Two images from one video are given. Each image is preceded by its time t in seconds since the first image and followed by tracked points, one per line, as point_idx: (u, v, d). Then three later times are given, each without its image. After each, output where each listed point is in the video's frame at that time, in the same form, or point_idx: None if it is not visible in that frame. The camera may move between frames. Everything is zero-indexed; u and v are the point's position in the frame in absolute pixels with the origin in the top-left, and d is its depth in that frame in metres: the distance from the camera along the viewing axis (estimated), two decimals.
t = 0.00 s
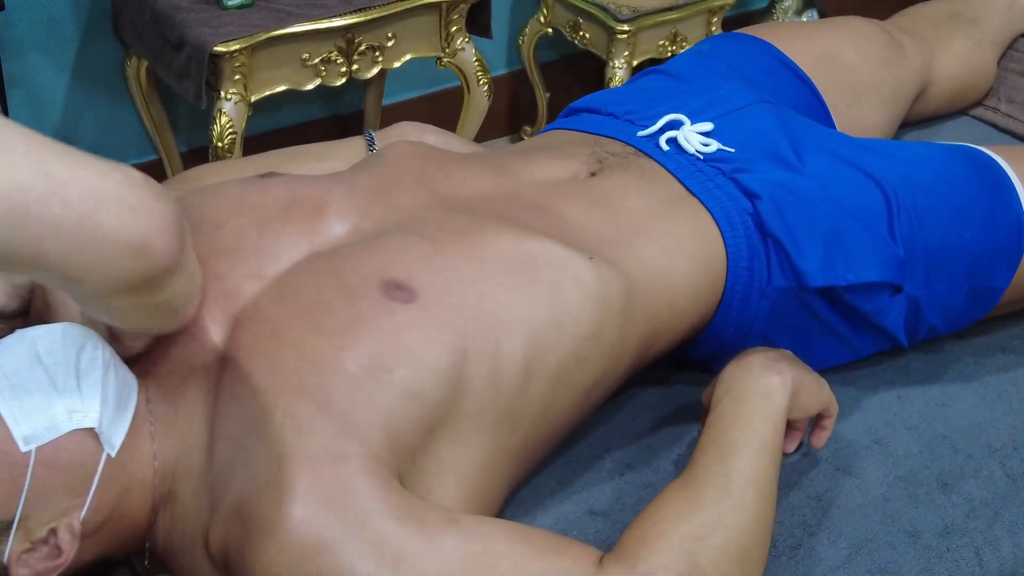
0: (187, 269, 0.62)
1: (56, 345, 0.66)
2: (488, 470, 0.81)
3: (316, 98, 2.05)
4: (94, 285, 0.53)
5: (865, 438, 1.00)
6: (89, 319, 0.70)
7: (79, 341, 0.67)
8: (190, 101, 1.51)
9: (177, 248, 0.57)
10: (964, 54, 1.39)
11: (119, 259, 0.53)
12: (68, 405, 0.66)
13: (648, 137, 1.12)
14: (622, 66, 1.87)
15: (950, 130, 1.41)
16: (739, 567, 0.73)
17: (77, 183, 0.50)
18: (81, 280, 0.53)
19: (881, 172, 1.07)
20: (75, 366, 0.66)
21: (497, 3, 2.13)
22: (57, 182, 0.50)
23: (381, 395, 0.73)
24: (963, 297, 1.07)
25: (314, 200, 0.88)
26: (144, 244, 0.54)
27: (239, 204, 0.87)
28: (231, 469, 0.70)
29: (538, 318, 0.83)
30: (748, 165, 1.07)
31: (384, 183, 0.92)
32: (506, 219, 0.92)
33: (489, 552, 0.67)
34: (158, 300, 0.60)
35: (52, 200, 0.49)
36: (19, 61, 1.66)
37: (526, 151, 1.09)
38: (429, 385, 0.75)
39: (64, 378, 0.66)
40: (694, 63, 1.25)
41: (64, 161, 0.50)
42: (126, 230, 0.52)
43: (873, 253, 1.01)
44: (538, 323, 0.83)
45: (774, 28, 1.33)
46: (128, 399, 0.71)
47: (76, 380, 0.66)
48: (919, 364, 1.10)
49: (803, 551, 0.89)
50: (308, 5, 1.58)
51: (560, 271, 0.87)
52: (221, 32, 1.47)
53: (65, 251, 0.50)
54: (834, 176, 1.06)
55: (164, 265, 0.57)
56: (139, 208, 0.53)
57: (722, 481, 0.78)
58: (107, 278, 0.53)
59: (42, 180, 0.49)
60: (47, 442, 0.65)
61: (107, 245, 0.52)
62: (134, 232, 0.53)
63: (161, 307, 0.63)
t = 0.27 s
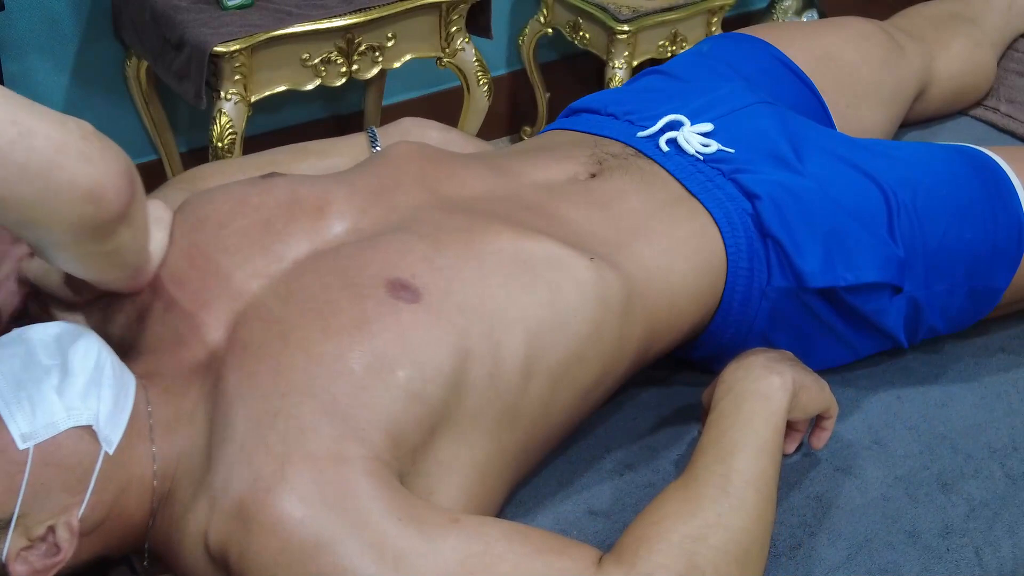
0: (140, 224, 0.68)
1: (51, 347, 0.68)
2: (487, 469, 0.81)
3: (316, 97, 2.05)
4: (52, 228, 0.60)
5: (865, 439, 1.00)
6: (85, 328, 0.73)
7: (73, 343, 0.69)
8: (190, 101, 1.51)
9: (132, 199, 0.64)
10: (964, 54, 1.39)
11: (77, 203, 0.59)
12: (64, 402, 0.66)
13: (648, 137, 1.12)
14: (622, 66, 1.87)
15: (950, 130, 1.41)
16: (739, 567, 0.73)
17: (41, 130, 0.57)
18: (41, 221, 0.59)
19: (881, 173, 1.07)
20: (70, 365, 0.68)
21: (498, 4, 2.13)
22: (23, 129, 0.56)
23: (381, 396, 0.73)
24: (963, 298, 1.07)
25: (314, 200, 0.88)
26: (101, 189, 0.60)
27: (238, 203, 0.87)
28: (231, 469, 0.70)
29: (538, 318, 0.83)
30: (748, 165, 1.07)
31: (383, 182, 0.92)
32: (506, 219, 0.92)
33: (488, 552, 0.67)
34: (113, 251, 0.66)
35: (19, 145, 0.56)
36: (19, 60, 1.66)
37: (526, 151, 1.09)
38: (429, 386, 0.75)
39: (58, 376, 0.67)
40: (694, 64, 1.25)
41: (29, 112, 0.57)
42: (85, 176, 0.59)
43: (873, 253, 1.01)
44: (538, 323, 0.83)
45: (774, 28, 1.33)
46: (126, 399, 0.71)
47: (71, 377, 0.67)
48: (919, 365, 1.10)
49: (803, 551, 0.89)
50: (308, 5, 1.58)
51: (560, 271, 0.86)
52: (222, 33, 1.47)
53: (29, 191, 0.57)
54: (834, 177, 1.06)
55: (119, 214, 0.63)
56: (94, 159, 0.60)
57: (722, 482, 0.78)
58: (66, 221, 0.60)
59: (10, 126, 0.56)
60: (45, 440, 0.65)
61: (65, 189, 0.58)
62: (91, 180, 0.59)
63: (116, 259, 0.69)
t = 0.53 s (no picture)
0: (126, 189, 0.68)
1: (53, 351, 0.68)
2: (488, 471, 0.81)
3: (316, 97, 2.05)
4: (41, 193, 0.60)
5: (865, 439, 1.00)
6: (88, 330, 0.72)
7: (75, 347, 0.69)
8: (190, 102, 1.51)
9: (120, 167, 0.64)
10: (964, 55, 1.39)
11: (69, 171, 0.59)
12: (66, 407, 0.66)
13: (648, 138, 1.12)
14: (622, 66, 1.87)
15: (950, 131, 1.41)
16: (741, 567, 0.73)
17: (38, 100, 0.56)
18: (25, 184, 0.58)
19: (881, 173, 1.07)
20: (72, 370, 0.67)
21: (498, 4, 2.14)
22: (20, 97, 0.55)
23: (383, 398, 0.73)
24: (963, 298, 1.07)
25: (316, 201, 0.87)
26: (91, 157, 0.60)
27: (240, 204, 0.87)
28: (233, 472, 0.70)
29: (539, 319, 0.84)
30: (749, 166, 1.07)
31: (384, 184, 0.92)
32: (508, 220, 0.92)
33: (490, 554, 0.67)
34: (93, 212, 0.66)
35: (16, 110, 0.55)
36: (19, 60, 1.66)
37: (526, 152, 1.09)
38: (431, 388, 0.75)
39: (58, 379, 0.66)
40: (694, 64, 1.25)
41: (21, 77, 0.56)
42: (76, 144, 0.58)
43: (873, 254, 1.01)
44: (540, 325, 0.83)
45: (775, 29, 1.33)
46: (129, 402, 0.70)
47: (73, 383, 0.67)
48: (919, 365, 1.10)
49: (803, 551, 0.89)
50: (308, 5, 1.58)
51: (561, 272, 0.87)
52: (222, 32, 1.47)
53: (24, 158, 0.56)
54: (834, 177, 1.06)
55: (106, 179, 0.63)
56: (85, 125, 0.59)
57: (723, 483, 0.78)
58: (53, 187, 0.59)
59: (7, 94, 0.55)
60: (46, 445, 0.65)
61: (61, 156, 0.58)
62: (82, 146, 0.59)
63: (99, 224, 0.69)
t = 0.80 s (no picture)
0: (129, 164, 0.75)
1: (56, 356, 0.67)
2: (488, 472, 0.81)
3: (316, 97, 2.05)
4: (46, 164, 0.66)
5: (865, 439, 1.00)
6: (92, 334, 0.71)
7: (79, 352, 0.68)
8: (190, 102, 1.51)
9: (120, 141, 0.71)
10: (964, 55, 1.39)
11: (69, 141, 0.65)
12: (67, 413, 0.66)
13: (647, 139, 1.12)
14: (622, 66, 1.87)
15: (950, 131, 1.41)
16: (742, 568, 0.73)
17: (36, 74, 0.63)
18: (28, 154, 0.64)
19: (881, 173, 1.07)
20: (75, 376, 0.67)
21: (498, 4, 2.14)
22: (20, 68, 0.62)
23: (384, 400, 0.73)
24: (963, 298, 1.07)
25: (317, 203, 0.88)
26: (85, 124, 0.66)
27: (240, 206, 0.87)
28: (234, 473, 0.70)
29: (540, 320, 0.84)
30: (748, 166, 1.07)
31: (384, 185, 0.92)
32: (508, 221, 0.92)
33: (491, 555, 0.67)
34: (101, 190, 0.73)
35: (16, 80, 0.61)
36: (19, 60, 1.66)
37: (526, 152, 1.09)
38: (432, 389, 0.75)
39: (60, 385, 0.66)
40: (694, 64, 1.25)
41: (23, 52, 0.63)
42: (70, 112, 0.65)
43: (872, 254, 1.01)
44: (540, 326, 0.83)
45: (775, 29, 1.33)
46: (129, 406, 0.71)
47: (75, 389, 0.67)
48: (919, 365, 1.10)
49: (803, 552, 0.89)
50: (308, 5, 1.58)
51: (562, 274, 0.87)
52: (222, 32, 1.47)
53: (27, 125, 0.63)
54: (834, 178, 1.06)
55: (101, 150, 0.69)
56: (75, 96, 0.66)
57: (723, 484, 0.78)
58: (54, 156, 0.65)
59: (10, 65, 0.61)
60: (46, 451, 0.65)
61: (57, 126, 0.64)
62: (76, 114, 0.65)
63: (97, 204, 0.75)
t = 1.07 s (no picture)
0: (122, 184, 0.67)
1: (54, 351, 0.67)
2: (488, 471, 0.81)
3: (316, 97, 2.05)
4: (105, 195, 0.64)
5: (865, 438, 1.00)
6: (88, 329, 0.71)
7: (77, 346, 0.68)
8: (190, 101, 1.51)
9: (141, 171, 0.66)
10: (965, 55, 1.39)
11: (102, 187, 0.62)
12: (66, 406, 0.66)
13: (648, 138, 1.12)
14: (622, 66, 1.87)
15: (951, 131, 1.41)
16: (740, 567, 0.73)
17: (101, 123, 0.60)
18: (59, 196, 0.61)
19: (881, 173, 1.07)
20: (73, 369, 0.67)
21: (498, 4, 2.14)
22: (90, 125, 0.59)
23: (384, 398, 0.73)
24: (964, 298, 1.07)
25: (317, 201, 0.87)
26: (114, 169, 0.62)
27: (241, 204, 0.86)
28: (234, 471, 0.70)
29: (541, 319, 0.83)
30: (749, 166, 1.07)
31: (385, 184, 0.92)
32: (509, 220, 0.92)
33: (490, 554, 0.67)
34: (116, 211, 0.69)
35: (48, 134, 0.57)
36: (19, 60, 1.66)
37: (527, 151, 1.09)
38: (432, 388, 0.75)
39: (58, 377, 0.66)
40: (695, 64, 1.25)
41: (87, 87, 0.61)
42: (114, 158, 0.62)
43: (873, 254, 1.01)
44: (541, 325, 0.83)
45: (776, 29, 1.33)
46: (129, 399, 0.70)
47: (74, 382, 0.67)
48: (920, 365, 1.10)
49: (803, 551, 0.89)
50: (308, 5, 1.58)
51: (562, 273, 0.86)
52: (221, 32, 1.47)
53: None
54: (835, 177, 1.06)
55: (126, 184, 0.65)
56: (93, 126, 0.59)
57: (722, 483, 0.78)
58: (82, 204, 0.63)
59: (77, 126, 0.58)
60: (45, 442, 0.65)
61: (91, 168, 0.60)
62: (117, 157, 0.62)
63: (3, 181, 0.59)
